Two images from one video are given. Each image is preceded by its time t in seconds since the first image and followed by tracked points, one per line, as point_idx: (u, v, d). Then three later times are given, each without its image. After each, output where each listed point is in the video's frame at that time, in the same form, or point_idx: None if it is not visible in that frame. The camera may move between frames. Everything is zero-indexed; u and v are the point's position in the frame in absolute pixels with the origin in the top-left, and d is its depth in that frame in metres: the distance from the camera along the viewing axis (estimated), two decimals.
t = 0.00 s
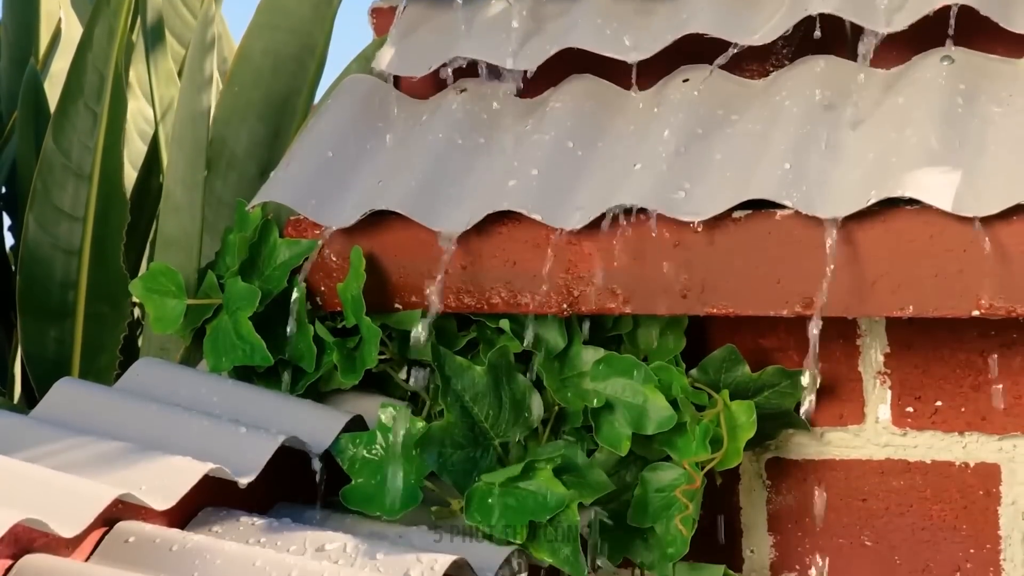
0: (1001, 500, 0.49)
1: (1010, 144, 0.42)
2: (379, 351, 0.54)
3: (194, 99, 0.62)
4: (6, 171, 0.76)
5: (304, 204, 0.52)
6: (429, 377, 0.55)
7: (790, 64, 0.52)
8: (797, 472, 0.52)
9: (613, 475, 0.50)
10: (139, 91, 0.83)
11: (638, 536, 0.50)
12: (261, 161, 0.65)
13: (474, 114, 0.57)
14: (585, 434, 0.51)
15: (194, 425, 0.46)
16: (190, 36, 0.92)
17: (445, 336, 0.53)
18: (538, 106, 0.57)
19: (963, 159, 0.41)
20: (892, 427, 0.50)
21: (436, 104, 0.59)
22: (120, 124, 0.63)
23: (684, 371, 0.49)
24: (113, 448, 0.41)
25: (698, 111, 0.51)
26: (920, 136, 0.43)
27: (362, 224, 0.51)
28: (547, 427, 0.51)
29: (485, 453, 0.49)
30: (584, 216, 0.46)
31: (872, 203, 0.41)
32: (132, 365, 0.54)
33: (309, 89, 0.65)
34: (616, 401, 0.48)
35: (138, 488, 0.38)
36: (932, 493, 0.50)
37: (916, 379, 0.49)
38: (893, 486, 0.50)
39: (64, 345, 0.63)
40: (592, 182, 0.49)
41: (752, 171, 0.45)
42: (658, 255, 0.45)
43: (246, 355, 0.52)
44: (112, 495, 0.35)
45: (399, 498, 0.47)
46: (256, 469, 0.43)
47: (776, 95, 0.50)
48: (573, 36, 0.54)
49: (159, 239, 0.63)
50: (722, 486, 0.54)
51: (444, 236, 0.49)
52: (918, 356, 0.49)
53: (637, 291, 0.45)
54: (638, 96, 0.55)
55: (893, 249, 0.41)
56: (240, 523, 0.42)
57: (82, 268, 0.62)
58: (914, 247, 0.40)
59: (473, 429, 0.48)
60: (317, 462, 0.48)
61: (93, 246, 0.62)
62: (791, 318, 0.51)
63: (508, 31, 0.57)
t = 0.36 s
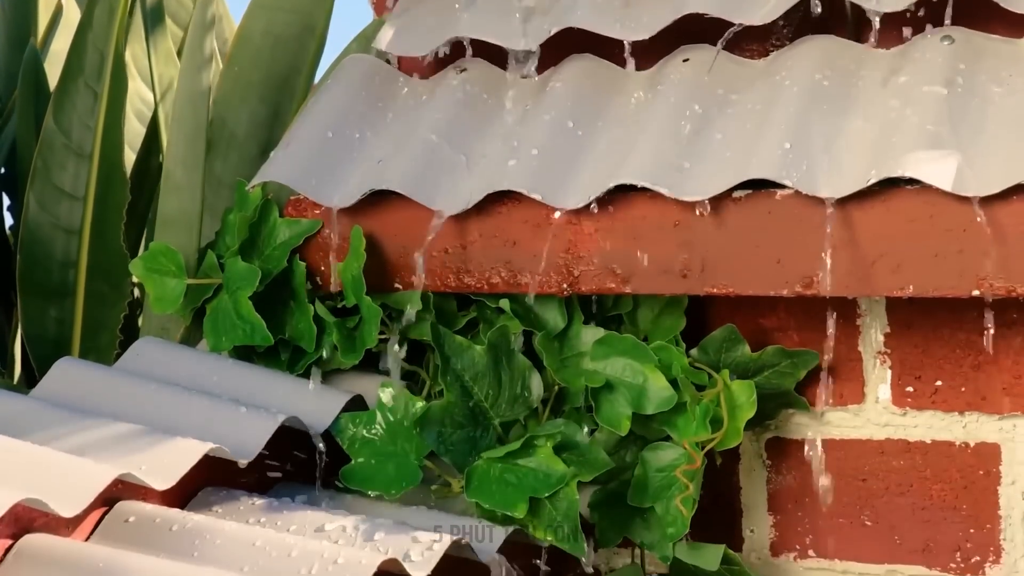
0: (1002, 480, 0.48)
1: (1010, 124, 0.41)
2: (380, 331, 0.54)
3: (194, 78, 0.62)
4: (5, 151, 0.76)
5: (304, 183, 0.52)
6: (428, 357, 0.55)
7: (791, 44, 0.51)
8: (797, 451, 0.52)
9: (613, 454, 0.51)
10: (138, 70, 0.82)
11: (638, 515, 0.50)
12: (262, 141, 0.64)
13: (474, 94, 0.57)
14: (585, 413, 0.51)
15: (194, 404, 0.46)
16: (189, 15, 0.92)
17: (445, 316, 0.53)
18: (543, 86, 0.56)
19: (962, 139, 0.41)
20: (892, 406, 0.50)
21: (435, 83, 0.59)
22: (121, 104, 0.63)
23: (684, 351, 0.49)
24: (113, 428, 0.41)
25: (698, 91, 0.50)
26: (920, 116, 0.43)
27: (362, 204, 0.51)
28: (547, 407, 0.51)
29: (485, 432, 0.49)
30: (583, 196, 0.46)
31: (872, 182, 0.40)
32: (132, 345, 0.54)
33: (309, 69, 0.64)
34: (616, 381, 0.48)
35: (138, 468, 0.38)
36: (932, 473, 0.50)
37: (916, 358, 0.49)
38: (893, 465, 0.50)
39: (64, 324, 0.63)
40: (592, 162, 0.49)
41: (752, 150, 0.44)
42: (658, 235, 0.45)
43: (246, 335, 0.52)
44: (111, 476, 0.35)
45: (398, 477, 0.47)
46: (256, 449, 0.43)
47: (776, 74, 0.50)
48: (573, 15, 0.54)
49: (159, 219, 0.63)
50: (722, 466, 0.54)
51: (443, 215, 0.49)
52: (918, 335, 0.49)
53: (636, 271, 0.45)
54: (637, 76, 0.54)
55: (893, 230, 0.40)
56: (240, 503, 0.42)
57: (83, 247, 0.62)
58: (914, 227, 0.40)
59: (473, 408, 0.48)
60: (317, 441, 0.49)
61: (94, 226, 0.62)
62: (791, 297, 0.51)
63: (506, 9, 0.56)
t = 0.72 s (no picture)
0: (1002, 458, 0.49)
1: (1012, 103, 0.41)
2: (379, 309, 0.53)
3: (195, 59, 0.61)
4: (6, 129, 0.76)
5: (304, 162, 0.51)
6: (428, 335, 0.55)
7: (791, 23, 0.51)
8: (797, 430, 0.52)
9: (613, 433, 0.51)
10: (139, 48, 0.82)
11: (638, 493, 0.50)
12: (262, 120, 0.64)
13: (474, 72, 0.56)
14: (585, 393, 0.51)
15: (195, 383, 0.46)
16: None
17: (444, 295, 0.53)
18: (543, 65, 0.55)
19: (961, 118, 0.41)
20: (892, 385, 0.50)
21: (436, 62, 0.58)
22: (121, 83, 0.62)
23: (684, 329, 0.49)
24: (115, 407, 0.41)
25: (698, 70, 0.50)
26: (920, 95, 0.42)
27: (362, 182, 0.51)
28: (547, 386, 0.51)
29: (485, 410, 0.49)
30: (583, 174, 0.46)
31: (872, 161, 0.40)
32: (132, 323, 0.54)
33: (309, 47, 0.64)
34: (616, 360, 0.48)
35: (139, 447, 0.38)
36: (932, 452, 0.50)
37: (916, 337, 0.49)
38: (893, 444, 0.50)
39: (64, 303, 0.63)
40: (592, 141, 0.48)
41: (751, 129, 0.44)
42: (658, 214, 0.44)
43: (246, 313, 0.52)
44: (112, 455, 0.35)
45: (398, 455, 0.48)
46: (256, 427, 0.43)
47: (776, 53, 0.49)
48: None
49: (159, 198, 0.62)
50: (722, 445, 0.54)
51: (443, 193, 0.49)
52: (919, 315, 0.49)
53: (637, 250, 0.45)
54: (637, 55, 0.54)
55: (893, 209, 0.40)
56: (239, 482, 0.43)
57: (83, 226, 0.62)
58: (914, 206, 0.40)
59: (473, 386, 0.48)
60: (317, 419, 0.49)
61: (94, 205, 0.62)
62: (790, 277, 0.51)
63: None
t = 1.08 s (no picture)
0: (1001, 436, 0.49)
1: (1012, 79, 0.41)
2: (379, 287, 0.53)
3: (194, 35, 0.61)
4: (6, 107, 0.75)
5: (304, 140, 0.51)
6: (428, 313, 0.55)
7: None
8: (797, 407, 0.52)
9: (613, 410, 0.51)
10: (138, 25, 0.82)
11: (638, 471, 0.50)
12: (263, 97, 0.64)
13: (473, 50, 0.56)
14: (585, 370, 0.51)
15: (194, 360, 0.46)
16: None
17: (445, 273, 0.53)
18: (542, 43, 0.55)
19: (961, 95, 0.40)
20: (892, 362, 0.50)
21: (436, 40, 0.58)
22: (121, 61, 0.62)
23: (684, 307, 0.49)
24: (115, 384, 0.41)
25: (698, 48, 0.49)
26: (920, 73, 0.42)
27: (362, 160, 0.51)
28: (547, 363, 0.51)
29: (485, 388, 0.49)
30: (583, 152, 0.45)
31: (872, 139, 0.40)
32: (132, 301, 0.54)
33: (309, 24, 0.63)
34: (616, 337, 0.48)
35: (138, 425, 0.38)
36: (932, 430, 0.50)
37: (916, 315, 0.49)
38: (893, 422, 0.50)
39: (64, 281, 0.63)
40: (592, 119, 0.48)
41: (751, 107, 0.44)
42: (659, 192, 0.44)
43: (246, 291, 0.52)
44: (111, 434, 0.35)
45: (399, 431, 0.48)
46: (256, 404, 0.43)
47: (776, 30, 0.49)
48: None
49: (158, 174, 0.62)
50: (722, 423, 0.54)
51: (444, 172, 0.48)
52: (919, 293, 0.49)
53: (637, 228, 0.45)
54: (638, 34, 0.53)
55: (892, 186, 0.40)
56: (239, 459, 0.43)
57: (82, 203, 0.62)
58: (915, 184, 0.39)
59: (473, 364, 0.48)
60: (317, 396, 0.49)
61: (93, 182, 0.62)
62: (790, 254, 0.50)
63: None
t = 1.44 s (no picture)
0: (1001, 413, 0.48)
1: (1014, 56, 0.40)
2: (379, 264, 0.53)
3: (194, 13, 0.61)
4: (5, 85, 0.75)
5: (303, 117, 0.51)
6: (428, 290, 0.54)
7: None
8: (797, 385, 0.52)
9: (613, 388, 0.51)
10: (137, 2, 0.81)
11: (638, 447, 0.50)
12: (263, 73, 0.63)
13: (473, 27, 0.55)
14: (585, 347, 0.51)
15: (194, 338, 0.47)
16: None
17: (445, 249, 0.53)
18: (541, 19, 0.54)
19: (961, 72, 0.40)
20: (892, 339, 0.50)
21: (435, 17, 0.57)
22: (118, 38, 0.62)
23: (684, 285, 0.49)
24: (115, 361, 0.42)
25: (697, 25, 0.49)
26: (920, 51, 0.42)
27: (362, 137, 0.51)
28: (547, 340, 0.51)
29: (485, 365, 0.49)
30: (583, 130, 0.45)
31: (872, 116, 0.40)
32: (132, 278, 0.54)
33: None
34: (617, 314, 0.48)
35: (138, 401, 0.38)
36: (931, 406, 0.50)
37: (916, 292, 0.49)
38: (893, 399, 0.50)
39: (61, 258, 0.62)
40: (591, 95, 0.48)
41: (750, 85, 0.43)
42: (659, 168, 0.44)
43: (247, 268, 0.52)
44: (111, 411, 0.35)
45: (398, 408, 0.48)
46: (256, 381, 0.43)
47: (777, 7, 0.48)
48: None
49: (159, 151, 0.62)
50: (722, 399, 0.55)
51: (444, 149, 0.48)
52: (919, 270, 0.49)
53: (637, 205, 0.45)
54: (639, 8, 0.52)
55: (893, 163, 0.40)
56: (240, 437, 0.43)
57: (81, 180, 0.62)
58: (915, 160, 0.39)
59: (473, 341, 0.48)
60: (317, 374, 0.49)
61: (91, 159, 0.62)
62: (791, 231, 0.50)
63: None
